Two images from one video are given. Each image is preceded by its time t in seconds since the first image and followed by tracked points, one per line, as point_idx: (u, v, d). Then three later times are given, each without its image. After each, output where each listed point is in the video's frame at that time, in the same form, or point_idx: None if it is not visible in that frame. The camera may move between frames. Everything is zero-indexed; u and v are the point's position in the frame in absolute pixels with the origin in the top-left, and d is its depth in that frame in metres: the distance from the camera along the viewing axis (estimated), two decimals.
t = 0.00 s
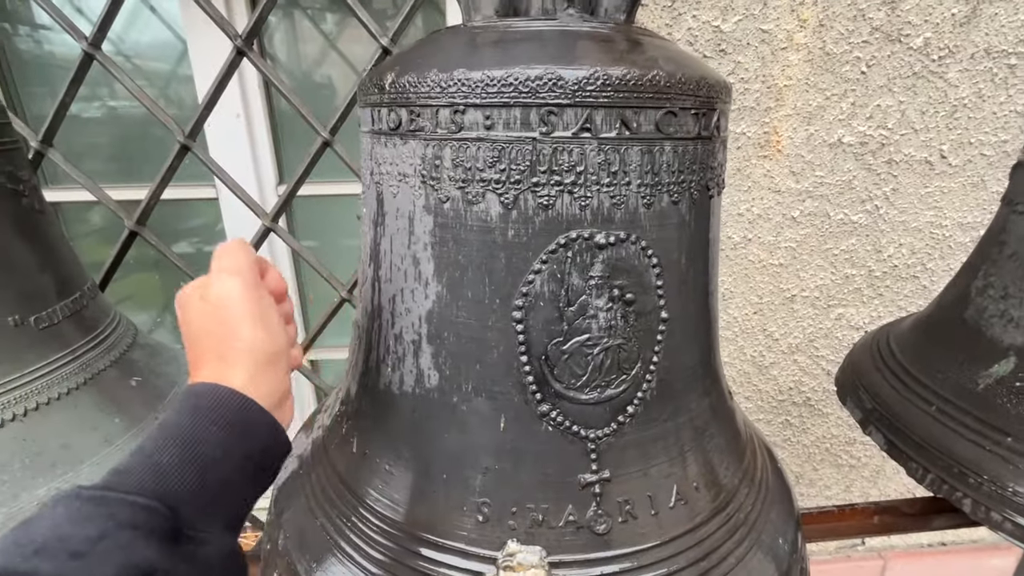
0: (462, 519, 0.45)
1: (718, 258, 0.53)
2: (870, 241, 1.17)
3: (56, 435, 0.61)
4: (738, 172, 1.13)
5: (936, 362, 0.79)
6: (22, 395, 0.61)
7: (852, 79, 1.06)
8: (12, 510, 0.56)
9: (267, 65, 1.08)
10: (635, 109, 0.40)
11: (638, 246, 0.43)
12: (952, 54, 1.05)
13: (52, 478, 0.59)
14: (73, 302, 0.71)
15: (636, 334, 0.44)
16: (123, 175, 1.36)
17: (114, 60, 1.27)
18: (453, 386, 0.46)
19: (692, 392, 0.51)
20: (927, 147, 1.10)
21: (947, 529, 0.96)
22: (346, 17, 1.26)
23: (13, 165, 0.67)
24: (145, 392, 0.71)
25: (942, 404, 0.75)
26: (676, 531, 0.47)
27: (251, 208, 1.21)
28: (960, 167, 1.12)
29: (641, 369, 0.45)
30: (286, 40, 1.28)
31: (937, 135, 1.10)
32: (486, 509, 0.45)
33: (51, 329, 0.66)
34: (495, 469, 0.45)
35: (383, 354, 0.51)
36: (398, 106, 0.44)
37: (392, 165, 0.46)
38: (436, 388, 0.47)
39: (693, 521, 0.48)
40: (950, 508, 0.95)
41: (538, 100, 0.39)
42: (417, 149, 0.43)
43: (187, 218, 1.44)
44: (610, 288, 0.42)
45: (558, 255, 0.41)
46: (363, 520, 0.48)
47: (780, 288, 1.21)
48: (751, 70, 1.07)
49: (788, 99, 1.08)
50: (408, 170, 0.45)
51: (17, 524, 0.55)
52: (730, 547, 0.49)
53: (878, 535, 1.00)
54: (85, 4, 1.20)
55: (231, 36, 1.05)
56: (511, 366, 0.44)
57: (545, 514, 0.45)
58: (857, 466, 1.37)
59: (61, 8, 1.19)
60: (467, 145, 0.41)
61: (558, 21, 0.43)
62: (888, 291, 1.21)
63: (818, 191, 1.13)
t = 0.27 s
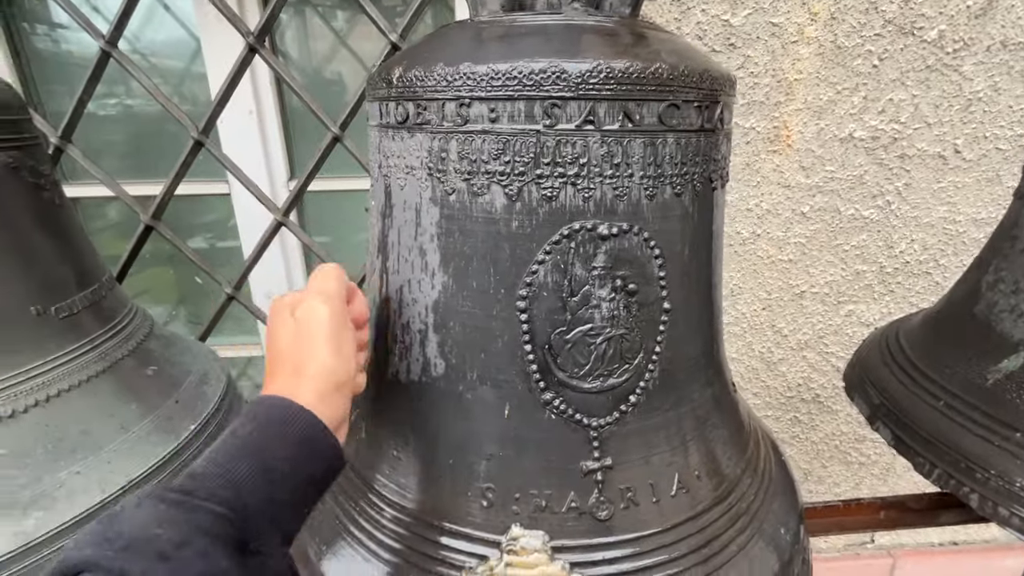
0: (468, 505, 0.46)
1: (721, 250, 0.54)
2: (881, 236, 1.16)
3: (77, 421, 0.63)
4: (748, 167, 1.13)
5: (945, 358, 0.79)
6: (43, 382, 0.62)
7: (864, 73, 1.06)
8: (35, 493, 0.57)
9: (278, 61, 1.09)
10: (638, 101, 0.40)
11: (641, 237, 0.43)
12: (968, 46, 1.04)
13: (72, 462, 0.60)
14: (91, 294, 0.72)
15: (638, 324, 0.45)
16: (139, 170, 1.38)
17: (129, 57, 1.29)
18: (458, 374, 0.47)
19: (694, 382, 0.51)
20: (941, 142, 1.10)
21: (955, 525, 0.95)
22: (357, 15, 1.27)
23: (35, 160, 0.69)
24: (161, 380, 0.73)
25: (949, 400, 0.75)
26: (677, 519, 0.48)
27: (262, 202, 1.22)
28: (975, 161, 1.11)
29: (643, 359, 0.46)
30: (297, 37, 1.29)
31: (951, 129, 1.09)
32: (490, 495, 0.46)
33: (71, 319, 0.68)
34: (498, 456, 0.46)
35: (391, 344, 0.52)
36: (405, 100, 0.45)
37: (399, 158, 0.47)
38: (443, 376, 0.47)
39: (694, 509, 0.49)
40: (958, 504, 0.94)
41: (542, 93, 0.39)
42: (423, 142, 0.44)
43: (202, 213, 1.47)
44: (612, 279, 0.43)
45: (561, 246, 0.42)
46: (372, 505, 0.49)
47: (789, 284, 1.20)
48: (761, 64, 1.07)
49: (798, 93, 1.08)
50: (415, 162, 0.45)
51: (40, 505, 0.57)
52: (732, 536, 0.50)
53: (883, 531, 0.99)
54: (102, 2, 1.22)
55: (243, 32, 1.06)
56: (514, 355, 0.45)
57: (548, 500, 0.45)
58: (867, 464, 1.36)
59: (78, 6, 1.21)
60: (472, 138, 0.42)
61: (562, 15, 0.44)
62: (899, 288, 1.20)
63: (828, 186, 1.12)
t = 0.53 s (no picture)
0: (482, 466, 0.50)
1: (727, 231, 0.56)
2: (904, 227, 1.19)
3: (126, 389, 0.69)
4: (767, 157, 1.17)
5: (960, 345, 0.82)
6: (97, 353, 0.70)
7: (887, 61, 1.09)
8: (89, 454, 0.64)
9: (305, 58, 1.12)
10: (643, 86, 0.43)
11: (646, 216, 0.46)
12: (996, 32, 1.07)
13: (122, 427, 0.67)
14: (137, 274, 0.81)
15: (643, 298, 0.48)
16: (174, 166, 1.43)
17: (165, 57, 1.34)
18: (474, 345, 0.51)
19: (699, 356, 0.54)
20: (966, 130, 1.12)
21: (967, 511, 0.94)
22: (379, 13, 1.31)
23: (88, 152, 0.77)
24: (197, 356, 0.80)
25: (965, 385, 0.77)
26: (680, 485, 0.50)
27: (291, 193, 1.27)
28: (1003, 150, 1.13)
29: (648, 332, 0.48)
30: (321, 36, 1.33)
31: (977, 118, 1.11)
32: (503, 457, 0.50)
33: (120, 297, 0.76)
34: (510, 422, 0.50)
35: (413, 318, 0.55)
36: (425, 88, 0.48)
37: (419, 143, 0.50)
38: (458, 347, 0.51)
39: (697, 476, 0.51)
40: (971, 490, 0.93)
41: (551, 79, 0.42)
42: (442, 127, 0.47)
43: (231, 207, 1.52)
44: (618, 254, 0.46)
45: (570, 223, 0.45)
46: (393, 467, 0.53)
47: (808, 275, 1.24)
48: (780, 54, 1.10)
49: (817, 83, 1.11)
50: (435, 147, 0.49)
51: (93, 465, 0.63)
52: (733, 504, 0.52)
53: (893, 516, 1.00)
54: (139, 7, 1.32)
55: (272, 30, 1.09)
56: (526, 326, 0.48)
57: (557, 463, 0.49)
58: (888, 459, 1.38)
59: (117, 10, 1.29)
60: (486, 122, 0.45)
61: (572, 6, 0.46)
62: (923, 279, 1.22)
63: (847, 176, 1.16)
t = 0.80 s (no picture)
0: (476, 440, 0.53)
1: (713, 222, 0.58)
2: (909, 223, 1.21)
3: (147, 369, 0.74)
4: (770, 154, 1.19)
5: (953, 337, 0.84)
6: (121, 336, 0.74)
7: (891, 58, 1.11)
8: (114, 428, 0.68)
9: (317, 59, 1.15)
10: (625, 83, 0.45)
11: (629, 205, 0.49)
12: (1002, 29, 1.08)
13: (144, 404, 0.71)
14: (159, 262, 0.86)
15: (628, 283, 0.50)
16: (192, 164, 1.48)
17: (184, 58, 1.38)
18: (470, 326, 0.54)
19: (684, 340, 0.57)
20: (972, 127, 1.14)
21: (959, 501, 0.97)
22: (390, 15, 1.34)
23: (112, 147, 0.81)
24: (214, 341, 0.85)
25: (957, 376, 0.79)
26: (663, 460, 0.53)
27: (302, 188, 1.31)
28: (1010, 147, 1.14)
29: (633, 315, 0.51)
30: (335, 36, 1.37)
31: (983, 114, 1.13)
32: (495, 431, 0.53)
33: (143, 284, 0.81)
34: (503, 397, 0.53)
35: (415, 302, 0.59)
36: (424, 86, 0.51)
37: (420, 138, 0.54)
38: (455, 328, 0.55)
39: (680, 453, 0.54)
40: (962, 480, 0.96)
41: (539, 77, 0.45)
42: (440, 122, 0.51)
43: (246, 204, 1.56)
44: (603, 241, 0.49)
45: (557, 211, 0.48)
46: (394, 441, 0.57)
47: (813, 272, 1.26)
48: (782, 52, 1.12)
49: (820, 80, 1.13)
50: (433, 141, 0.52)
51: (117, 439, 0.67)
52: (714, 481, 0.55)
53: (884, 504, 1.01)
54: (160, 10, 1.39)
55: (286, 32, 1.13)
56: (517, 307, 0.51)
57: (545, 437, 0.52)
58: (894, 456, 1.41)
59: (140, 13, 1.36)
60: (479, 117, 0.48)
61: (561, 8, 0.49)
62: (929, 276, 1.24)
63: (851, 173, 1.18)
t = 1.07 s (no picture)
0: (472, 428, 0.56)
1: (703, 221, 0.60)
2: (913, 226, 1.22)
3: (162, 360, 0.77)
4: (773, 155, 1.20)
5: (948, 336, 0.85)
6: (138, 328, 0.77)
7: (894, 61, 1.12)
8: (130, 414, 0.71)
9: (327, 63, 1.18)
10: (613, 87, 0.48)
11: (618, 204, 0.51)
12: (1006, 31, 1.09)
13: (159, 393, 0.74)
14: (173, 258, 0.89)
15: (618, 278, 0.53)
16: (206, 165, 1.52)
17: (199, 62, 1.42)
18: (467, 319, 0.56)
19: (674, 335, 0.59)
20: (977, 129, 1.15)
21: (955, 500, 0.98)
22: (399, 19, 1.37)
23: (131, 148, 0.84)
24: (225, 335, 0.88)
25: (952, 375, 0.80)
26: (651, 449, 0.55)
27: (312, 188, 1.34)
28: (1016, 149, 1.15)
29: (622, 310, 0.54)
30: (347, 40, 1.41)
31: (988, 117, 1.14)
32: (490, 420, 0.55)
33: (159, 279, 0.84)
34: (497, 388, 0.56)
35: (416, 297, 0.62)
36: (424, 90, 0.54)
37: (420, 140, 0.56)
38: (452, 321, 0.58)
39: (668, 443, 0.56)
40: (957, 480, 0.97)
41: (531, 82, 0.47)
42: (439, 125, 0.53)
43: (258, 204, 1.60)
44: (593, 239, 0.51)
45: (549, 209, 0.50)
46: (394, 429, 0.59)
47: (816, 274, 1.27)
48: (785, 55, 1.14)
49: (823, 83, 1.15)
50: (433, 143, 0.55)
51: (133, 425, 0.70)
52: (701, 471, 0.57)
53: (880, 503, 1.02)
54: (177, 16, 1.44)
55: (297, 37, 1.16)
56: (512, 301, 0.54)
57: (538, 426, 0.54)
58: (899, 459, 1.41)
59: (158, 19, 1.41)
60: (476, 120, 0.50)
61: (555, 17, 0.52)
62: (933, 278, 1.25)
63: (855, 175, 1.19)
